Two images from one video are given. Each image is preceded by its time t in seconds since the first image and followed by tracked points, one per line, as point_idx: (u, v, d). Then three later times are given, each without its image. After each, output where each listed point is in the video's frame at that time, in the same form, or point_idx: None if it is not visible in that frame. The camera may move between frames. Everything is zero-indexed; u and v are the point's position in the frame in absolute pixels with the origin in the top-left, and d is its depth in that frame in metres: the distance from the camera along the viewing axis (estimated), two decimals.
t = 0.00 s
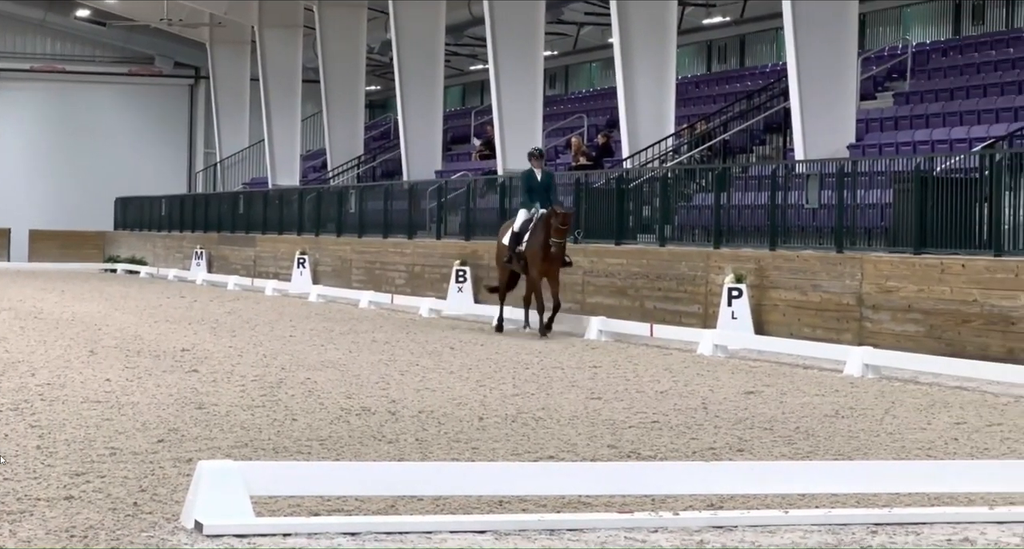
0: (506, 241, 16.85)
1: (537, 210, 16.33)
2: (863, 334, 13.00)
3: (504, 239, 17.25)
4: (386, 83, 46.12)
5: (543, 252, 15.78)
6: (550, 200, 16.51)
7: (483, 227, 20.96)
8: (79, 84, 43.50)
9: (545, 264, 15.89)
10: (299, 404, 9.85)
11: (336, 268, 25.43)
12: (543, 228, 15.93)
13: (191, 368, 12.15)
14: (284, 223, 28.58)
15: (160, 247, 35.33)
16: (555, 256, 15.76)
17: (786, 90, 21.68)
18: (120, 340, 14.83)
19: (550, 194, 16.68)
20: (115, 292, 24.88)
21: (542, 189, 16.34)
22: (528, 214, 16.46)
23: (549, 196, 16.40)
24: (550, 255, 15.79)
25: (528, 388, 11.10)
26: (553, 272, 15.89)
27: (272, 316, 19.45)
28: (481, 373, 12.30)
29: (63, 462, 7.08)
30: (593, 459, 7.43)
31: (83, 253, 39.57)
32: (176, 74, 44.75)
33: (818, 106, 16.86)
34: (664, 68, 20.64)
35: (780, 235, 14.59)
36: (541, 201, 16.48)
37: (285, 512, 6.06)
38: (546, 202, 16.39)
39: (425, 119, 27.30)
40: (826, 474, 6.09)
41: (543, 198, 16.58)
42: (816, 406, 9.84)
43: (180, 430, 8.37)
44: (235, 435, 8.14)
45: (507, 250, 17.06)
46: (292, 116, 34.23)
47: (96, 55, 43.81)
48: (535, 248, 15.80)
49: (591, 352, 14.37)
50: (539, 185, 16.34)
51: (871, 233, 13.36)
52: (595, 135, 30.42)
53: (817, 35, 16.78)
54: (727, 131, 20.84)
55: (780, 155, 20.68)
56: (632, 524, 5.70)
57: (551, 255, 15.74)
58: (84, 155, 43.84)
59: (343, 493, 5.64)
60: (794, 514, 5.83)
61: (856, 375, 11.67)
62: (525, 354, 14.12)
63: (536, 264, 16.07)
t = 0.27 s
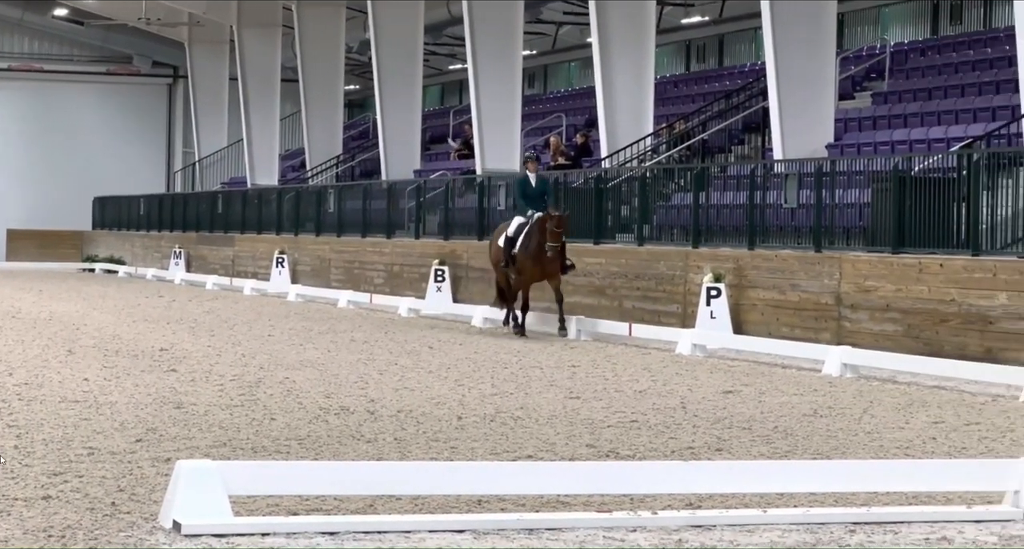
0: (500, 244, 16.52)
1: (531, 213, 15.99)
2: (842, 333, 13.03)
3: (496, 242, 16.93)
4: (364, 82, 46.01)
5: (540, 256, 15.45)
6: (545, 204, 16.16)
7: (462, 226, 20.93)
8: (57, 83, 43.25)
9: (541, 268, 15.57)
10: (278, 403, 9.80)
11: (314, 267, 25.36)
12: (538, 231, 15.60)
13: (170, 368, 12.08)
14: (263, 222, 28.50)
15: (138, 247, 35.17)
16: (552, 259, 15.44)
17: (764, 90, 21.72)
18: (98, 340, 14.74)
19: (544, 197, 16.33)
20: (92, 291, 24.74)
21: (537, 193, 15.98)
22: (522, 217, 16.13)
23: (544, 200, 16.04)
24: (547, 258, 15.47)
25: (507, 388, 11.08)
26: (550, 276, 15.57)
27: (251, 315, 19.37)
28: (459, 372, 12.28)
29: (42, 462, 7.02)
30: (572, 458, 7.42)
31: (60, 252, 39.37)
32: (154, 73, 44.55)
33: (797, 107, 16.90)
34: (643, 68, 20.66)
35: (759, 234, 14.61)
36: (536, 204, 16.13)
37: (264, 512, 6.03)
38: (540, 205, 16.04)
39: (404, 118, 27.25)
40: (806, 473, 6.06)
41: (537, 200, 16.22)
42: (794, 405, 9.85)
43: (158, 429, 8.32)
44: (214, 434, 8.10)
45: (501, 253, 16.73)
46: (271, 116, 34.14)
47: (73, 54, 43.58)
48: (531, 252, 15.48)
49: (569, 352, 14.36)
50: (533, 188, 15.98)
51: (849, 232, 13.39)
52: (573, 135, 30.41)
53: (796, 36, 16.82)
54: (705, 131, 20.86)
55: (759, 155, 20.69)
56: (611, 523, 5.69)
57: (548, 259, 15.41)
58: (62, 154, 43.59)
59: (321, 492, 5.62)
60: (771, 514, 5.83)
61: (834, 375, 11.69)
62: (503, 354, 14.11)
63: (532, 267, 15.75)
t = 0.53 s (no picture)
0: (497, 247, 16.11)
1: (529, 214, 15.58)
2: (816, 332, 13.05)
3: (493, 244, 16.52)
4: (338, 82, 45.87)
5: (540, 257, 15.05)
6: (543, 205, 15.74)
7: (437, 226, 20.86)
8: (30, 82, 42.88)
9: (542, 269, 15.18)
10: (253, 403, 9.72)
11: (289, 267, 25.25)
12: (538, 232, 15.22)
13: (144, 367, 11.97)
14: (237, 221, 28.35)
15: (111, 246, 34.95)
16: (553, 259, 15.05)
17: (739, 90, 21.75)
18: (70, 339, 14.60)
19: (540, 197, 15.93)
20: (65, 291, 24.54)
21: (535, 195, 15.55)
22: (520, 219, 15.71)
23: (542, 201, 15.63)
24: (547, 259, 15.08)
25: (481, 387, 11.03)
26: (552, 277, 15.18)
27: (225, 314, 19.25)
28: (434, 371, 12.22)
29: (14, 462, 6.93)
30: (546, 458, 7.38)
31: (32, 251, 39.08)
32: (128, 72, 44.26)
33: (771, 107, 16.92)
34: (617, 68, 20.66)
35: (733, 234, 14.62)
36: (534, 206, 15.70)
37: (238, 512, 5.96)
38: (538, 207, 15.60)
39: (378, 117, 27.15)
40: (779, 472, 6.02)
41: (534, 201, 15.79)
42: (769, 404, 9.85)
43: (131, 429, 8.24)
44: (187, 434, 8.02)
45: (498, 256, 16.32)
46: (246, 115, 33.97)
47: (47, 52, 43.19)
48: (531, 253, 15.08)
49: (544, 351, 14.34)
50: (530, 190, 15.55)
51: (823, 232, 13.40)
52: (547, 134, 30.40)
53: (770, 36, 16.84)
54: (680, 130, 20.86)
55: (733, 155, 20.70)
56: (584, 523, 5.65)
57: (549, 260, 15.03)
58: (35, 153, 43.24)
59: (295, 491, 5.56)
60: (746, 513, 5.80)
61: (809, 374, 11.70)
62: (478, 353, 14.07)
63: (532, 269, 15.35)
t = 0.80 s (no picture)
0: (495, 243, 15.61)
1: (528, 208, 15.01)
2: (790, 332, 13.07)
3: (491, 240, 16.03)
4: (313, 81, 45.72)
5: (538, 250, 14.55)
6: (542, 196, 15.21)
7: (412, 225, 20.82)
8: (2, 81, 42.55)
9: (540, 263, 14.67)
10: (228, 402, 9.66)
11: (263, 266, 25.16)
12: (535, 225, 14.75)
13: (117, 367, 11.88)
14: (212, 220, 28.22)
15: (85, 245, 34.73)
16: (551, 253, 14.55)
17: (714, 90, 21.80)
18: (43, 339, 14.48)
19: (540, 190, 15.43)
20: (37, 290, 24.35)
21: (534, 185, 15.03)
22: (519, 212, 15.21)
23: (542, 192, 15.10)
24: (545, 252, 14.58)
25: (456, 386, 11.01)
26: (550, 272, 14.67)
27: (199, 313, 19.14)
28: (408, 371, 12.18)
29: None
30: (520, 457, 7.36)
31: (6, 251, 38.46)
32: (101, 71, 44.02)
33: (746, 107, 16.96)
34: (592, 67, 20.66)
35: (707, 233, 14.64)
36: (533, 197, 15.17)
37: (212, 511, 5.91)
38: (539, 198, 15.06)
39: (353, 116, 27.09)
40: (754, 470, 6.00)
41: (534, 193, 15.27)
42: (743, 403, 9.86)
43: (105, 428, 8.17)
44: (162, 434, 7.96)
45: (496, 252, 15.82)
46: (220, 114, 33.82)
47: (20, 51, 42.84)
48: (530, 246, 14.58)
49: (519, 350, 14.33)
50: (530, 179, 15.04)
51: (797, 231, 13.43)
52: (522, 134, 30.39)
53: (745, 36, 16.88)
54: (654, 130, 20.89)
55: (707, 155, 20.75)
56: (559, 523, 5.63)
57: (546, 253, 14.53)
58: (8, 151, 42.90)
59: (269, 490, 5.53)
60: (720, 511, 5.80)
61: (783, 373, 11.72)
62: (453, 352, 14.04)
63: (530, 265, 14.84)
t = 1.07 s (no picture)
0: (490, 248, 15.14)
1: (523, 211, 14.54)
2: (763, 331, 13.09)
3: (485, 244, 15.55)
4: (286, 80, 45.56)
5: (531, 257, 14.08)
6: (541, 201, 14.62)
7: (385, 225, 20.77)
8: None
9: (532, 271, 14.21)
10: (201, 402, 9.59)
11: (236, 265, 25.03)
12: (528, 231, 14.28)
13: (90, 367, 11.78)
14: (185, 219, 28.07)
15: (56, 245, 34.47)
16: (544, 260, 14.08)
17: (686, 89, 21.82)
18: (14, 339, 14.35)
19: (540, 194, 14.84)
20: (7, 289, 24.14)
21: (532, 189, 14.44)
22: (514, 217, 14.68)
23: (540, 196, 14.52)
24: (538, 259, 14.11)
25: (429, 386, 10.97)
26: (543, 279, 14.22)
27: (172, 313, 19.01)
28: (381, 370, 12.13)
29: None
30: (494, 456, 7.33)
31: None
32: (73, 70, 43.76)
33: (719, 107, 16.99)
34: (564, 67, 20.63)
35: (680, 232, 14.64)
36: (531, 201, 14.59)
37: (185, 511, 5.86)
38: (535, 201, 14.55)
39: (325, 115, 27.01)
40: (727, 469, 5.97)
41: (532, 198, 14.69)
42: (717, 403, 9.86)
43: (77, 428, 8.09)
44: (135, 433, 7.89)
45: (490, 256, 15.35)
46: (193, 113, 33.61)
47: None
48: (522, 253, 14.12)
49: (492, 349, 14.30)
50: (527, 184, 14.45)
51: (771, 230, 13.45)
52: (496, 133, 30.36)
53: (718, 36, 16.90)
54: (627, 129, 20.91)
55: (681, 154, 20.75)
56: (532, 522, 5.60)
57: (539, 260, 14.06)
58: None
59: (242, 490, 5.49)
60: (693, 511, 5.78)
61: (756, 372, 11.73)
62: (426, 352, 13.99)
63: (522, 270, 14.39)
